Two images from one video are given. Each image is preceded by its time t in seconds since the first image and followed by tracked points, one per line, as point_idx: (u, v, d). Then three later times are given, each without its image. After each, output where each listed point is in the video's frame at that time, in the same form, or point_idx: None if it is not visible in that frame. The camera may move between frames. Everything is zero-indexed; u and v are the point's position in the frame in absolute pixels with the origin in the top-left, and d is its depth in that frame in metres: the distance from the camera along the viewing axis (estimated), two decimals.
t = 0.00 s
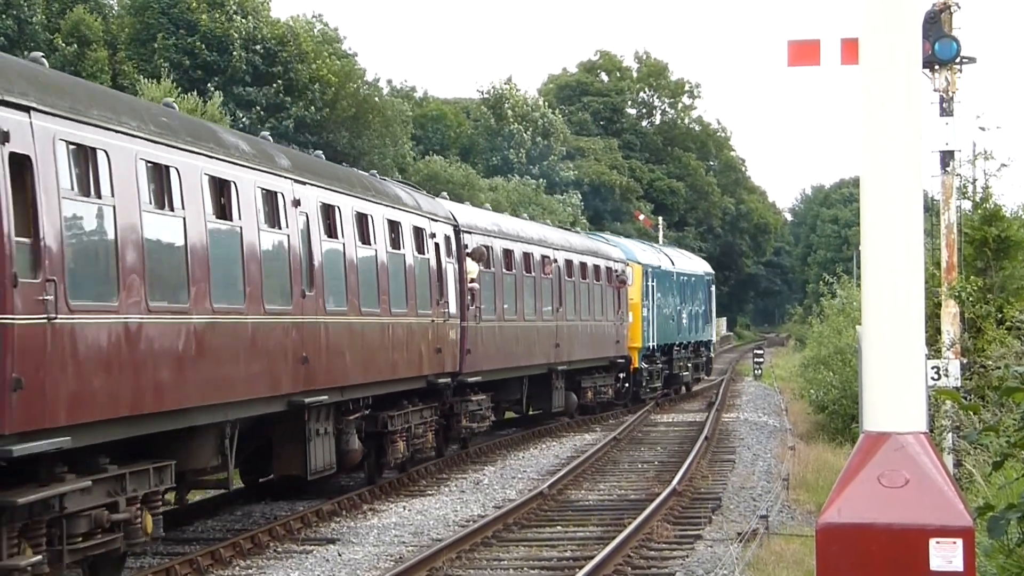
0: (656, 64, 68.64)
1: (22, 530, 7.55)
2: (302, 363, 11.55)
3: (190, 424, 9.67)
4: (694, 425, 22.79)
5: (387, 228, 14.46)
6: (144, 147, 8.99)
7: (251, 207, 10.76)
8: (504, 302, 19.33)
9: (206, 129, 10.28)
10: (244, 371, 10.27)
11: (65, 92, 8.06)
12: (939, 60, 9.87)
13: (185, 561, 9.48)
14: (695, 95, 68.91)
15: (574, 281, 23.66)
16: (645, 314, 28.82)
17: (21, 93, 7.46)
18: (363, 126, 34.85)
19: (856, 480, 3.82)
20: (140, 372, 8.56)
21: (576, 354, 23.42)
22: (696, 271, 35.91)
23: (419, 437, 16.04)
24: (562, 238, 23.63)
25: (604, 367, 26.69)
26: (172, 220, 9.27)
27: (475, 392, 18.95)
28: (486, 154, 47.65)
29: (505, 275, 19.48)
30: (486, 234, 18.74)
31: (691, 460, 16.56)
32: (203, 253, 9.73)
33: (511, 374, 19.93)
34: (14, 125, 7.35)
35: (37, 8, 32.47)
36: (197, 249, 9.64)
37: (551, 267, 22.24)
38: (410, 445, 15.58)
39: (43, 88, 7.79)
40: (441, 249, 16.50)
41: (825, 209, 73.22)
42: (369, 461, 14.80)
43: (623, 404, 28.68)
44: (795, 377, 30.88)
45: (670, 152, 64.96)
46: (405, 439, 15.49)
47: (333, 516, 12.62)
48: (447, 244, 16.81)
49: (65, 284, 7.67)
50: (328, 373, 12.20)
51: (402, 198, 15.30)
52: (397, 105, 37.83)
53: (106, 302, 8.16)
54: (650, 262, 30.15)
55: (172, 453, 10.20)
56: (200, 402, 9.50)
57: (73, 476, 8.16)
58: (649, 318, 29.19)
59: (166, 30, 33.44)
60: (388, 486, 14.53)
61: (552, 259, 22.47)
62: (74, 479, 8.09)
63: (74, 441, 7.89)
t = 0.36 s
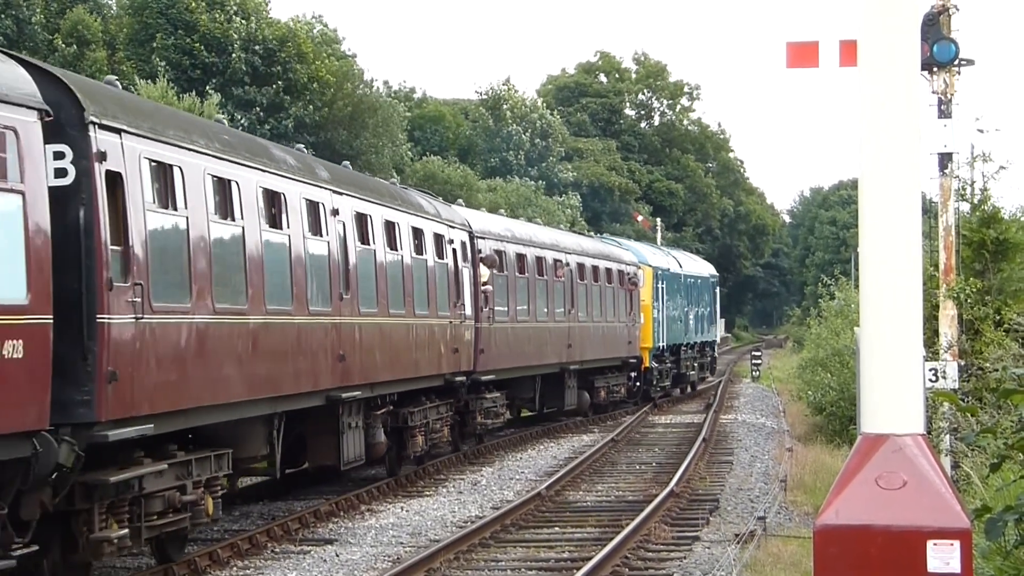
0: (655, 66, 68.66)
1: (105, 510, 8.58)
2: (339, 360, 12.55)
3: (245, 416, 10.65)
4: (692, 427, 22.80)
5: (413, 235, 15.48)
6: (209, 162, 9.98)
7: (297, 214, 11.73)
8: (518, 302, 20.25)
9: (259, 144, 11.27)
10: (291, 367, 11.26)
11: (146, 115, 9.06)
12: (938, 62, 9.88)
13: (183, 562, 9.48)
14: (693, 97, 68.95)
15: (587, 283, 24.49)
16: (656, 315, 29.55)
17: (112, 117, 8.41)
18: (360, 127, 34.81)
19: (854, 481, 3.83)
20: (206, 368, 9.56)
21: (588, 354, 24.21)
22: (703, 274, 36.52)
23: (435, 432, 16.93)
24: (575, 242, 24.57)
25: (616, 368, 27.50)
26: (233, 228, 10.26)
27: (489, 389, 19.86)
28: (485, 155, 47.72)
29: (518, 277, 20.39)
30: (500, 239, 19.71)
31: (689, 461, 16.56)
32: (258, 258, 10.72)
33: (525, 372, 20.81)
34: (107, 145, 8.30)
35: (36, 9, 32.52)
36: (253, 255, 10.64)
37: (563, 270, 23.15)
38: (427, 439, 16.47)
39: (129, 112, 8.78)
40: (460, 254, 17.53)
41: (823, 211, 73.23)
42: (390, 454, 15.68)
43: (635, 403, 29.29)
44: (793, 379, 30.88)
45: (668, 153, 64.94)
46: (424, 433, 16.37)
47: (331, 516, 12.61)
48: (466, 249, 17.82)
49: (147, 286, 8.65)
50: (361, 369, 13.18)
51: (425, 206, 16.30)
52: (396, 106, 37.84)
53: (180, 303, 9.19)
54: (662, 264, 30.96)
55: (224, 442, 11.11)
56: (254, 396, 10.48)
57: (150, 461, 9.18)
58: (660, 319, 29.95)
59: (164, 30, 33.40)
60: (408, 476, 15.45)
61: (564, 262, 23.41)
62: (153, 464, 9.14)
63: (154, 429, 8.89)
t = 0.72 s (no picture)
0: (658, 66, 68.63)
1: (181, 492, 9.69)
2: (374, 358, 13.77)
3: (294, 407, 11.82)
4: (694, 427, 22.79)
5: (437, 240, 16.80)
6: (266, 176, 11.25)
7: (338, 223, 12.97)
8: (534, 304, 21.44)
9: (305, 159, 12.53)
10: (333, 363, 12.45)
11: (216, 135, 10.32)
12: (940, 63, 9.88)
13: (185, 563, 9.50)
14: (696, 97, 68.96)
15: (601, 285, 25.67)
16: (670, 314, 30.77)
17: (190, 138, 9.64)
18: (361, 127, 34.81)
19: (856, 483, 3.83)
20: (264, 363, 10.74)
21: (603, 353, 25.40)
22: (711, 275, 37.65)
23: (456, 426, 17.98)
24: (590, 246, 25.81)
25: (631, 367, 28.67)
26: (286, 236, 11.51)
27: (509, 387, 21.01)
28: (487, 155, 47.93)
29: (534, 280, 21.59)
30: (515, 244, 20.97)
31: (690, 462, 16.56)
32: (307, 263, 11.96)
33: (543, 370, 22.01)
34: (186, 163, 9.54)
35: (39, 9, 32.60)
36: (302, 260, 11.86)
37: (577, 273, 24.33)
38: (449, 434, 17.43)
39: (204, 134, 10.07)
40: (479, 260, 18.82)
41: (826, 211, 73.18)
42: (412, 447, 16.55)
43: (649, 402, 30.41)
44: (794, 380, 30.86)
45: (670, 153, 64.91)
46: (445, 428, 17.35)
47: (332, 517, 12.61)
48: (483, 254, 19.09)
49: (218, 287, 9.87)
50: (394, 366, 14.42)
51: (446, 214, 17.63)
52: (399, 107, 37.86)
53: (245, 305, 10.41)
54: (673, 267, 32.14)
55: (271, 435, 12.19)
56: (304, 390, 11.65)
57: (214, 449, 10.29)
58: (672, 319, 31.16)
59: (167, 30, 33.41)
60: (433, 467, 16.52)
61: (579, 265, 24.58)
62: (219, 453, 10.26)
63: (223, 418, 10.06)
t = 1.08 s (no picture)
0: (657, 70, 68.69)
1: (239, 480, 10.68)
2: (404, 359, 14.81)
3: (333, 404, 12.85)
4: (693, 430, 22.78)
5: (459, 247, 17.89)
6: (312, 191, 12.31)
7: (373, 234, 14.04)
8: (548, 308, 22.52)
9: (346, 174, 13.59)
10: (368, 364, 13.48)
11: (271, 155, 11.41)
12: (939, 66, 9.89)
13: (184, 565, 9.50)
14: (695, 101, 69.00)
15: (614, 289, 26.64)
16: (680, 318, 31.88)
17: (248, 158, 10.72)
18: (361, 130, 34.81)
19: (855, 485, 3.83)
20: (310, 363, 11.75)
21: (616, 354, 26.39)
22: (716, 278, 38.72)
23: (473, 424, 18.97)
24: (603, 251, 26.89)
25: (642, 367, 29.61)
26: (330, 246, 12.60)
27: (524, 387, 22.11)
28: (486, 158, 48.24)
29: (547, 285, 22.67)
30: (530, 250, 22.08)
31: (689, 465, 16.55)
32: (347, 270, 13.05)
33: (558, 370, 23.10)
34: (244, 181, 10.60)
35: (38, 11, 32.60)
36: (342, 269, 12.92)
37: (590, 277, 25.36)
38: (465, 430, 18.50)
39: (261, 154, 11.14)
40: (496, 267, 19.90)
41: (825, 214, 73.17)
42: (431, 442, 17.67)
43: (661, 402, 31.36)
44: (793, 383, 30.86)
45: (669, 156, 64.92)
46: (462, 425, 18.42)
47: (331, 520, 12.61)
48: (499, 260, 20.19)
49: (271, 294, 10.90)
50: (421, 367, 15.50)
51: (467, 223, 18.76)
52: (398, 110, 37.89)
53: (295, 310, 11.46)
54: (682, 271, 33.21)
55: (310, 429, 13.17)
56: (344, 387, 12.72)
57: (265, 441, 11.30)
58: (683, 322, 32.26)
59: (166, 32, 33.41)
60: (452, 462, 17.48)
61: (591, 270, 25.63)
62: (271, 445, 11.29)
63: (274, 412, 11.06)
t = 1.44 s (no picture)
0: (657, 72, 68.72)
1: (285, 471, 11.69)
2: (430, 360, 15.71)
3: (366, 402, 13.76)
4: (693, 433, 22.78)
5: (480, 255, 18.76)
6: (349, 203, 13.21)
7: (403, 243, 14.95)
8: (564, 311, 23.34)
9: (378, 187, 14.50)
10: (399, 364, 14.39)
11: (316, 172, 12.34)
12: (938, 69, 9.87)
13: (183, 568, 9.48)
14: (695, 103, 69.03)
15: (626, 293, 27.39)
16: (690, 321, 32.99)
17: (296, 176, 11.65)
18: (361, 132, 34.79)
19: (856, 488, 3.83)
20: (348, 365, 12.69)
21: (628, 355, 27.13)
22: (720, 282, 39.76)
23: (490, 423, 19.65)
24: (617, 256, 27.68)
25: (655, 368, 30.50)
26: (366, 255, 13.53)
27: (541, 387, 22.94)
28: (486, 160, 48.26)
29: (563, 289, 23.47)
30: (546, 256, 22.93)
31: (689, 467, 16.55)
32: (381, 276, 13.97)
33: (574, 371, 23.93)
34: (292, 195, 11.52)
35: (37, 13, 32.58)
36: (376, 275, 13.82)
37: (603, 280, 26.13)
38: (483, 428, 19.27)
39: (305, 169, 12.06)
40: (513, 272, 20.68)
41: (824, 216, 73.12)
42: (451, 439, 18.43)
43: (672, 402, 32.44)
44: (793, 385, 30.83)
45: (669, 158, 64.93)
46: (481, 423, 19.16)
47: (331, 522, 12.60)
48: (518, 266, 21.03)
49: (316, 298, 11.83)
50: (446, 368, 16.40)
51: (487, 231, 19.66)
52: (398, 113, 37.91)
53: (336, 314, 12.40)
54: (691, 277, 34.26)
55: (343, 425, 14.10)
56: (377, 386, 13.63)
57: (307, 436, 12.34)
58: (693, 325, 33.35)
59: (166, 34, 33.40)
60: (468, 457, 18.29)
61: (605, 275, 26.42)
62: (312, 439, 12.34)
63: (317, 409, 12.01)
